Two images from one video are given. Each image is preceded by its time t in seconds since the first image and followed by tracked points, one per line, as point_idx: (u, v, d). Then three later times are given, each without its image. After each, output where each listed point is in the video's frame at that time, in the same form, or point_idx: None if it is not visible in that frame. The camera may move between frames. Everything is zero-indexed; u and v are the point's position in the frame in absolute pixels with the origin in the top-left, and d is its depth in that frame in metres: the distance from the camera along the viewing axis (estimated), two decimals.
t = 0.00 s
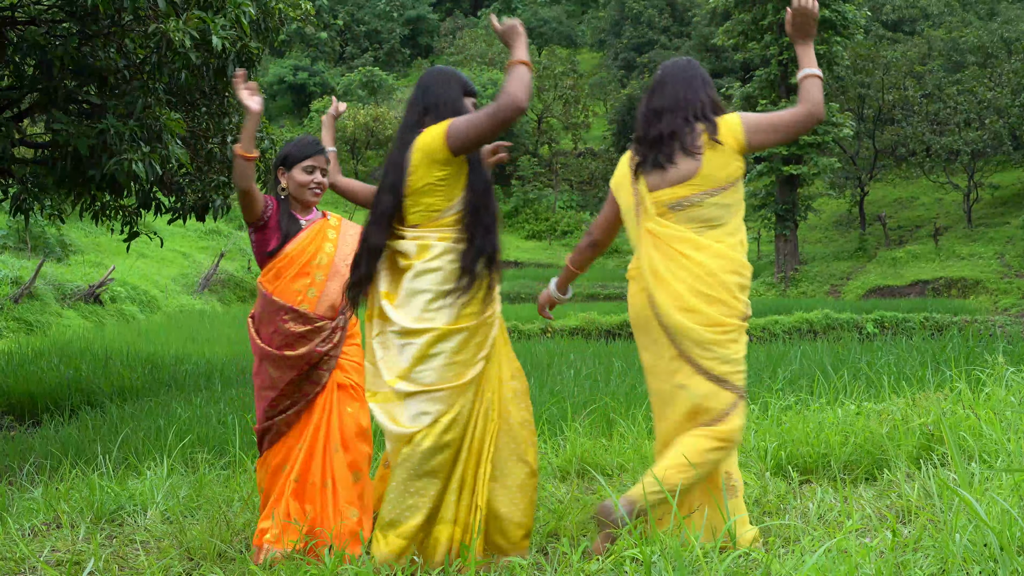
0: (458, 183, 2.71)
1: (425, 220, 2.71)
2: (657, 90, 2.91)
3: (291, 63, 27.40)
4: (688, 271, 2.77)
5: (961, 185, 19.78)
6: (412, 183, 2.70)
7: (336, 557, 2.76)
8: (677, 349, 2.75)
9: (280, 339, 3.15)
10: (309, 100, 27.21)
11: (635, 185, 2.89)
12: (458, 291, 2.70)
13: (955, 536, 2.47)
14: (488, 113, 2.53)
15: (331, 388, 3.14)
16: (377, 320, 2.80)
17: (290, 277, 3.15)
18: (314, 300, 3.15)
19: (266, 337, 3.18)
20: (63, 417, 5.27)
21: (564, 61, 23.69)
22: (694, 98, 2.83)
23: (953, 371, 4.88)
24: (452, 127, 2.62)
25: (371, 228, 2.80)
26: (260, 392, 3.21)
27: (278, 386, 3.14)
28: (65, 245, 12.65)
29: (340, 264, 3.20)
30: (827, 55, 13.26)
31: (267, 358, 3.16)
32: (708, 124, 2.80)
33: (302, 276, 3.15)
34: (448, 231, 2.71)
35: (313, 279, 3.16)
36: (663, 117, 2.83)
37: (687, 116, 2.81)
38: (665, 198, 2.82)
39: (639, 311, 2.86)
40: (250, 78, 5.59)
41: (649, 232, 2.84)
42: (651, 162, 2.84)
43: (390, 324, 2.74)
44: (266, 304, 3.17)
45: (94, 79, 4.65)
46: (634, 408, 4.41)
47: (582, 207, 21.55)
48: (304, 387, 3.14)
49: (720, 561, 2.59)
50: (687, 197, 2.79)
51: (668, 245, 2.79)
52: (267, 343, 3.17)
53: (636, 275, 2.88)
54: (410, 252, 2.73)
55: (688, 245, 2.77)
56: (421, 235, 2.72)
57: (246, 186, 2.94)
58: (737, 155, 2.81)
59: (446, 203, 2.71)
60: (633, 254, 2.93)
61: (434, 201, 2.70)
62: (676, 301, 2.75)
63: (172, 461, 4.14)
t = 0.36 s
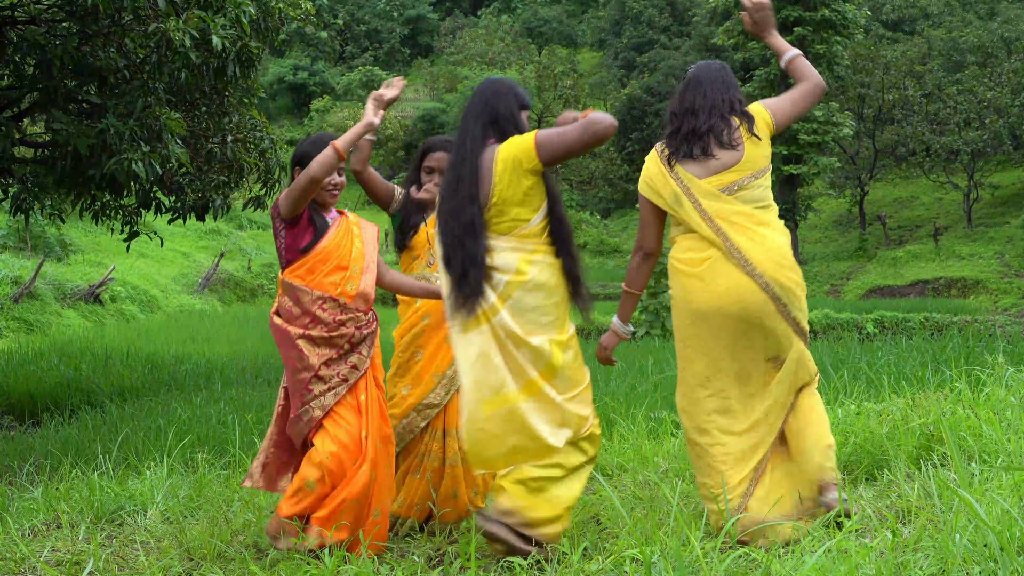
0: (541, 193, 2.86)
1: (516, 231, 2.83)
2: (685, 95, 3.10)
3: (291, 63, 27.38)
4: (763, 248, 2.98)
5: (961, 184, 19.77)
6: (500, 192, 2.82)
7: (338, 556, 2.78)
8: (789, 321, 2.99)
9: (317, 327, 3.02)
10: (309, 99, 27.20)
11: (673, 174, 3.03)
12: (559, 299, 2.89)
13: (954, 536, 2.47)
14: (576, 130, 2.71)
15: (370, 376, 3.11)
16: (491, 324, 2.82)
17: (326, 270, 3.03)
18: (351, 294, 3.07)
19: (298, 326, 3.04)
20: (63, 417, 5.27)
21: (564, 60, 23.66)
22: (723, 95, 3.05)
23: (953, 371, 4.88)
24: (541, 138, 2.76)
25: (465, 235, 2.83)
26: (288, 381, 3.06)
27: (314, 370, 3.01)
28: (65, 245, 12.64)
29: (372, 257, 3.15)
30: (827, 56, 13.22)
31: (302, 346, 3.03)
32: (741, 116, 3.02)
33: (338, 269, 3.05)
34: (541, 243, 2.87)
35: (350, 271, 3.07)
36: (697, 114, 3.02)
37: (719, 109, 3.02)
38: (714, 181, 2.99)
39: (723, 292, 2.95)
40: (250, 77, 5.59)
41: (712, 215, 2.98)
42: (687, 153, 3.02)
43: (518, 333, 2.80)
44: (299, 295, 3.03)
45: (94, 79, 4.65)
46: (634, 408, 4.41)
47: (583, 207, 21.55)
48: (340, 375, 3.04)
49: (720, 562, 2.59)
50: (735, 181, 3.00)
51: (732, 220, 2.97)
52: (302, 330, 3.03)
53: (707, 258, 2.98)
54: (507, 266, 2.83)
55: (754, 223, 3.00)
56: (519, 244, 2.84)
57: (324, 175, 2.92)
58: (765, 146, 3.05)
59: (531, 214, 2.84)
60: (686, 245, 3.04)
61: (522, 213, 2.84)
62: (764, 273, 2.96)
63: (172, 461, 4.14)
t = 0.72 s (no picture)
0: (566, 168, 3.05)
1: (540, 203, 3.02)
2: (690, 117, 3.18)
3: (290, 64, 27.40)
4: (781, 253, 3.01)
5: (961, 185, 19.79)
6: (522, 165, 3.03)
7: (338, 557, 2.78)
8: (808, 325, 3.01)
9: (316, 334, 2.97)
10: (309, 100, 27.24)
11: (695, 188, 3.07)
12: (582, 271, 3.00)
13: (955, 536, 2.47)
14: (584, 94, 2.87)
15: (368, 382, 3.04)
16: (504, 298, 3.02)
17: (331, 276, 2.98)
18: (355, 301, 3.00)
19: (298, 331, 3.00)
20: (63, 417, 5.27)
21: (563, 61, 23.68)
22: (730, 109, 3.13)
23: (954, 371, 4.89)
24: (553, 112, 2.98)
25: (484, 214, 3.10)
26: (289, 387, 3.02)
27: (310, 378, 2.96)
28: (65, 245, 12.65)
29: (385, 268, 3.06)
30: (827, 56, 13.21)
31: (301, 354, 2.98)
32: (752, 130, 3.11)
33: (344, 276, 2.99)
34: (565, 214, 3.04)
35: (356, 279, 3.00)
36: (709, 133, 3.08)
37: (731, 124, 3.09)
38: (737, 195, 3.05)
39: (750, 301, 2.96)
40: (250, 78, 5.59)
41: (731, 220, 3.02)
42: (716, 166, 3.06)
43: (523, 304, 2.95)
44: (301, 301, 2.98)
45: (94, 80, 4.64)
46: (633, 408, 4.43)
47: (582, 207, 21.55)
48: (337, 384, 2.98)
49: (720, 561, 2.59)
50: (762, 185, 3.06)
51: (759, 230, 3.01)
52: (302, 337, 2.98)
53: (734, 268, 2.99)
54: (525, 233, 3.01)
55: (778, 230, 3.04)
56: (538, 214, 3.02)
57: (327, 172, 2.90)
58: (779, 153, 3.15)
59: (556, 188, 3.03)
60: (712, 257, 3.06)
61: (544, 186, 3.03)
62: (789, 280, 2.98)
63: (172, 461, 4.14)
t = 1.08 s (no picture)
0: (619, 165, 2.93)
1: (598, 203, 2.96)
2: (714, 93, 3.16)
3: (291, 64, 27.42)
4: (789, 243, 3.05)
5: (961, 185, 19.79)
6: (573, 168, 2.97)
7: (337, 555, 2.76)
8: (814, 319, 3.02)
9: (321, 330, 2.90)
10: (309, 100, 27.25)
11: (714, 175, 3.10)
12: (637, 270, 2.89)
13: (955, 537, 2.47)
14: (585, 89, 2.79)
15: (372, 395, 2.93)
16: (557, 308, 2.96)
17: (344, 268, 2.90)
18: (367, 297, 2.92)
19: (304, 326, 2.92)
20: (63, 417, 5.28)
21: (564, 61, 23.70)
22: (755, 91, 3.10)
23: (953, 371, 4.90)
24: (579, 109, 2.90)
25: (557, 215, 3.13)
26: (292, 386, 2.95)
27: (314, 384, 2.89)
28: (65, 245, 12.65)
29: (397, 258, 2.98)
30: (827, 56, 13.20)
31: (305, 355, 2.91)
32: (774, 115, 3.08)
33: (356, 269, 2.91)
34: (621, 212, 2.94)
35: (368, 274, 2.92)
36: (734, 114, 3.06)
37: (756, 109, 3.04)
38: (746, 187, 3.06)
39: (768, 283, 2.96)
40: (250, 78, 5.59)
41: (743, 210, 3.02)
42: (733, 155, 3.06)
43: (575, 302, 2.90)
44: (313, 292, 2.91)
45: (94, 79, 4.64)
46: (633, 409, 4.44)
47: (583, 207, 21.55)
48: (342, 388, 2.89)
49: (720, 561, 2.60)
50: (774, 182, 3.06)
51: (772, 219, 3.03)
52: (307, 333, 2.91)
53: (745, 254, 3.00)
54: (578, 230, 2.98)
55: (797, 220, 3.07)
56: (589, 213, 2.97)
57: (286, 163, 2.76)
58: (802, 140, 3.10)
59: (607, 187, 2.94)
60: (728, 240, 3.06)
61: (596, 187, 2.94)
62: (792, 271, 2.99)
63: (172, 461, 4.14)
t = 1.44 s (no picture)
0: (689, 148, 2.93)
1: (669, 184, 2.94)
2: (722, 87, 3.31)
3: (291, 64, 27.43)
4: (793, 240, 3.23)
5: (961, 185, 19.79)
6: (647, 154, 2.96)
7: (337, 557, 2.78)
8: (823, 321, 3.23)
9: (352, 328, 2.87)
10: (309, 100, 27.26)
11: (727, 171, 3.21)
12: (709, 253, 2.93)
13: (956, 537, 2.46)
14: (687, 74, 2.71)
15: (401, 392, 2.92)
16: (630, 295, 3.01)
17: (367, 261, 2.88)
18: (389, 289, 2.92)
19: (330, 324, 2.88)
20: (63, 417, 5.28)
21: (564, 61, 23.70)
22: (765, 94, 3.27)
23: (954, 372, 4.90)
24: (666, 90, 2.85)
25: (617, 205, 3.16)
26: (319, 389, 2.90)
27: (348, 383, 2.86)
28: (65, 245, 12.65)
29: (414, 251, 2.99)
30: (828, 56, 13.19)
31: (336, 353, 2.87)
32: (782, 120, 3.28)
33: (378, 261, 2.90)
34: (690, 198, 2.93)
35: (391, 265, 2.92)
36: (749, 112, 3.19)
37: (772, 107, 3.23)
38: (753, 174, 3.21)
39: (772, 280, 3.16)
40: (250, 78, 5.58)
41: (758, 203, 3.16)
42: (742, 151, 3.20)
43: (644, 291, 2.93)
44: (334, 288, 2.87)
45: (94, 80, 4.64)
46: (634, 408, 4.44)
47: (584, 207, 21.55)
48: (374, 383, 2.87)
49: (720, 561, 2.59)
50: (786, 178, 3.21)
51: (786, 215, 3.20)
52: (335, 333, 2.86)
53: (757, 251, 3.16)
54: (646, 218, 2.98)
55: (805, 217, 3.25)
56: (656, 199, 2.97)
57: (325, 148, 2.74)
58: (809, 149, 3.27)
59: (683, 170, 2.93)
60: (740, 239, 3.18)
61: (670, 170, 2.94)
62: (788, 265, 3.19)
63: (172, 462, 4.14)
